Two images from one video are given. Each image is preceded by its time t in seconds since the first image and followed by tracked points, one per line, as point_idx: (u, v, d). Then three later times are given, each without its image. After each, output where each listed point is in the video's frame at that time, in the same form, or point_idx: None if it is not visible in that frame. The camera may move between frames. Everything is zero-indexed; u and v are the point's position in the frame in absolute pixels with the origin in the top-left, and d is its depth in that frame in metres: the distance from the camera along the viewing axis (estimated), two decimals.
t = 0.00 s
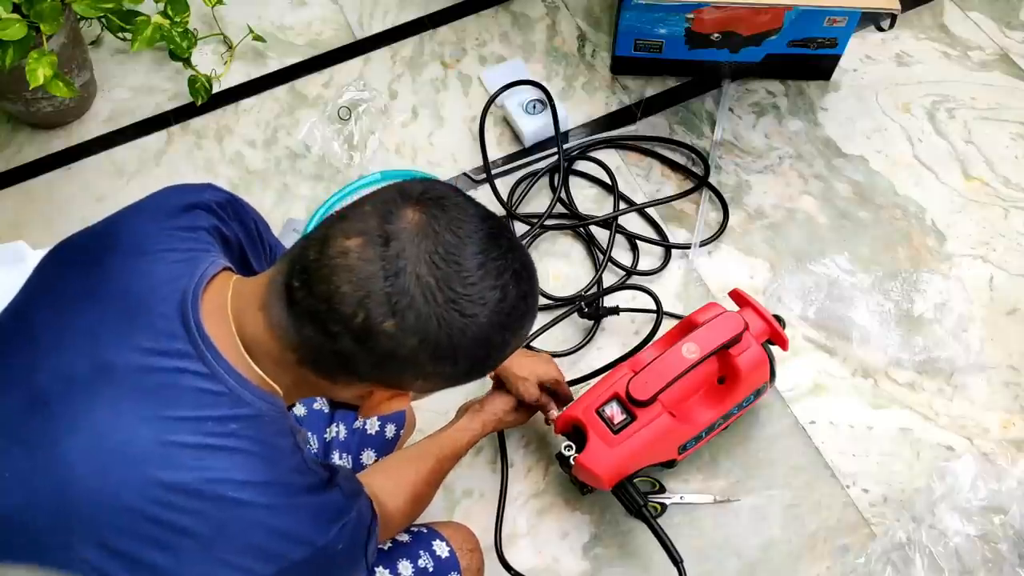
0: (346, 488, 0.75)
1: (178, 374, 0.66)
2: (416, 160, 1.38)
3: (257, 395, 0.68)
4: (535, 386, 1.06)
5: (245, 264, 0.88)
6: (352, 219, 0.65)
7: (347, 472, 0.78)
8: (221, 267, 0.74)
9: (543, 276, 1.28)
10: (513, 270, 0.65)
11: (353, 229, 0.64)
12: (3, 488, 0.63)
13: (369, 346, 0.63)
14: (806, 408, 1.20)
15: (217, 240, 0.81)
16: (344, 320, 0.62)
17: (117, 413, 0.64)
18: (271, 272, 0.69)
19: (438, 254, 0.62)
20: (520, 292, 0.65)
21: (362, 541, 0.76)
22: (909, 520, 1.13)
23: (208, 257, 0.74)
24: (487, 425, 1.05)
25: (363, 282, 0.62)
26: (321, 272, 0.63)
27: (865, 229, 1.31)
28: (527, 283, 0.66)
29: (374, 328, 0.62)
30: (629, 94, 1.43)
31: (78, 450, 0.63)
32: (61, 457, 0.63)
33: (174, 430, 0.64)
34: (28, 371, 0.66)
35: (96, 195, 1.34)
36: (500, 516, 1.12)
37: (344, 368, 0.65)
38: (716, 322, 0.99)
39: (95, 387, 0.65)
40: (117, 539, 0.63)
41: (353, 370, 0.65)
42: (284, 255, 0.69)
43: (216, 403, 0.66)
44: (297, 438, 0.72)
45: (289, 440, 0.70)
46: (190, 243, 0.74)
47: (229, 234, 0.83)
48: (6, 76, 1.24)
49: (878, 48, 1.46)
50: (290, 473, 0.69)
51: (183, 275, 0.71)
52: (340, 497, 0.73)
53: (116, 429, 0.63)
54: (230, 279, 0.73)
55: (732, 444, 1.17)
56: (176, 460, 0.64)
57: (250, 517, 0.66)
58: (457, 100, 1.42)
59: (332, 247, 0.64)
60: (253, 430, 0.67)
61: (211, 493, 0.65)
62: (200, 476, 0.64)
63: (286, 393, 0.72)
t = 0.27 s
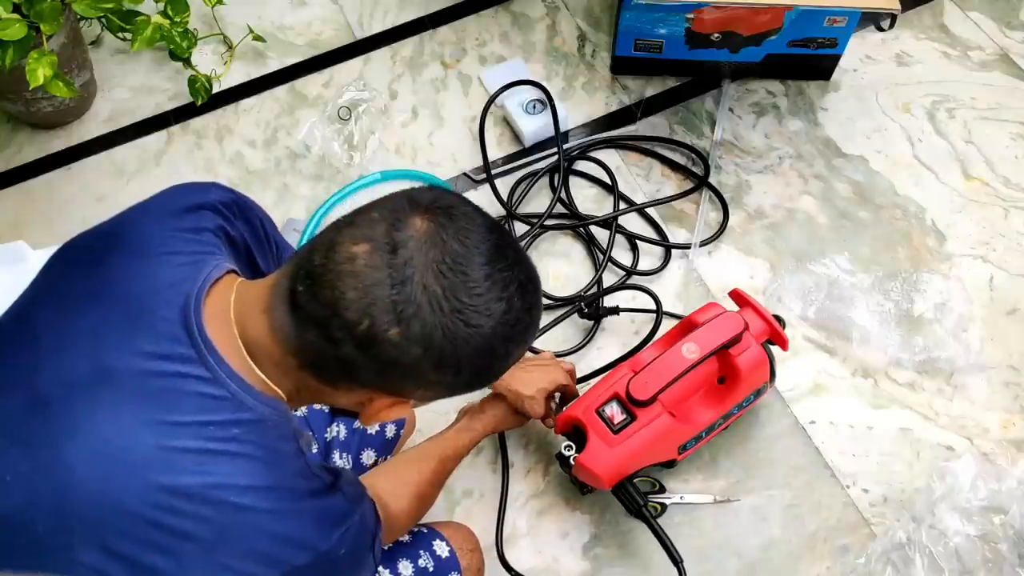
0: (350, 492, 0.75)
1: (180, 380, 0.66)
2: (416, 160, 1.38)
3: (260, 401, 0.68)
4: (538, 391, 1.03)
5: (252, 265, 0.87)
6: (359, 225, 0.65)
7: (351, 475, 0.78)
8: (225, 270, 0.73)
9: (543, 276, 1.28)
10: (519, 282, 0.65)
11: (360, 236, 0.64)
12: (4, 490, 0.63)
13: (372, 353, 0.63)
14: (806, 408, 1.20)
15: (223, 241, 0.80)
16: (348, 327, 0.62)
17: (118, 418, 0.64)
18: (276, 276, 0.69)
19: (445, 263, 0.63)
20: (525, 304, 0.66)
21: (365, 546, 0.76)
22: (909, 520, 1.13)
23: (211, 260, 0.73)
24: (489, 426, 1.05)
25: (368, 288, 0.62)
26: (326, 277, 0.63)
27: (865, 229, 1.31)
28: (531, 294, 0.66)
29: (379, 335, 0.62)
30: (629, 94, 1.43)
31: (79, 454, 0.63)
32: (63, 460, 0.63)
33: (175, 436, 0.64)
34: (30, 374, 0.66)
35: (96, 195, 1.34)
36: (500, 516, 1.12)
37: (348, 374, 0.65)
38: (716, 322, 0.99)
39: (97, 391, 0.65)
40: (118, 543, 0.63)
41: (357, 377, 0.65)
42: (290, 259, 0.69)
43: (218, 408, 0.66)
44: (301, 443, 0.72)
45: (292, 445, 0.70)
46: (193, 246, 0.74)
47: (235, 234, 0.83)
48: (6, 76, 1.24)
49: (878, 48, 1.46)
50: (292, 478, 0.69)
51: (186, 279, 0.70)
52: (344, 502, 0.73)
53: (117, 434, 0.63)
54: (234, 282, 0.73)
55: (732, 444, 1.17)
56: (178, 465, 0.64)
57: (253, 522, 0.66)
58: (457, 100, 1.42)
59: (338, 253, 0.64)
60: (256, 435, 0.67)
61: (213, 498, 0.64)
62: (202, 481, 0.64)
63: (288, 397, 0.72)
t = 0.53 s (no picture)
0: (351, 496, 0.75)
1: (185, 381, 0.66)
2: (416, 160, 1.38)
3: (263, 403, 0.68)
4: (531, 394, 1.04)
5: (256, 271, 0.87)
6: (366, 227, 0.65)
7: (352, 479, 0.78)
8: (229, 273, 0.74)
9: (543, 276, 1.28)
10: (525, 281, 0.66)
11: (370, 238, 0.64)
12: (4, 492, 0.62)
13: (381, 354, 0.63)
14: (806, 408, 1.20)
15: (227, 245, 0.81)
16: (357, 327, 0.63)
17: (123, 420, 0.64)
18: (282, 280, 0.69)
19: (454, 264, 0.63)
20: (531, 304, 0.66)
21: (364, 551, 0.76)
22: (909, 520, 1.13)
23: (215, 264, 0.74)
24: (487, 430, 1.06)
25: (377, 291, 0.62)
26: (334, 278, 0.63)
27: (866, 229, 1.31)
28: (536, 293, 0.67)
29: (389, 336, 0.62)
30: (629, 94, 1.43)
31: (83, 455, 0.62)
32: (66, 462, 0.62)
33: (180, 437, 0.64)
34: (32, 376, 0.66)
35: (96, 195, 1.34)
36: (500, 516, 1.12)
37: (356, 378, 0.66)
38: (716, 322, 0.99)
39: (102, 392, 0.64)
40: (120, 546, 0.62)
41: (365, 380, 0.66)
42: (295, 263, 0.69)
43: (222, 410, 0.66)
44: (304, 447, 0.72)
45: (295, 448, 0.70)
46: (197, 249, 0.75)
47: (239, 239, 0.83)
48: (6, 77, 1.24)
49: (878, 48, 1.46)
50: (295, 481, 0.69)
51: (189, 282, 0.71)
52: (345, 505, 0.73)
53: (122, 435, 0.63)
54: (238, 285, 0.74)
55: (732, 444, 1.17)
56: (183, 466, 0.64)
57: (257, 525, 0.66)
58: (457, 100, 1.42)
59: (346, 255, 0.64)
60: (259, 438, 0.67)
61: (217, 500, 0.64)
62: (207, 483, 0.64)
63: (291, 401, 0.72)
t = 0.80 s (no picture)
0: (358, 496, 0.75)
1: (192, 384, 0.66)
2: (416, 160, 1.38)
3: (271, 406, 0.68)
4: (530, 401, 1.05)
5: (259, 273, 0.87)
6: (377, 229, 0.65)
7: (356, 478, 0.78)
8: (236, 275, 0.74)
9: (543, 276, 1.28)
10: (533, 281, 0.67)
11: (382, 240, 0.64)
12: (11, 493, 0.63)
13: (393, 356, 0.63)
14: (806, 408, 1.20)
15: (230, 247, 0.80)
16: (369, 329, 0.63)
17: (130, 423, 0.64)
18: (291, 282, 0.69)
19: (466, 265, 0.63)
20: (540, 304, 0.67)
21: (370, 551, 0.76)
22: (909, 520, 1.13)
23: (221, 265, 0.74)
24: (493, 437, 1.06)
25: (389, 293, 0.62)
26: (346, 280, 0.63)
27: (866, 229, 1.31)
28: (543, 293, 0.68)
29: (402, 338, 0.63)
30: (629, 94, 1.43)
31: (90, 458, 0.63)
32: (73, 464, 0.62)
33: (187, 440, 0.64)
34: (38, 378, 0.66)
35: (96, 195, 1.34)
36: (500, 516, 1.12)
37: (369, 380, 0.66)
38: (716, 322, 0.99)
39: (108, 395, 0.65)
40: (129, 548, 0.63)
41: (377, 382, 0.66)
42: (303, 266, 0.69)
43: (230, 413, 0.66)
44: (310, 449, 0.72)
45: (302, 449, 0.70)
46: (203, 251, 0.74)
47: (242, 241, 0.83)
48: (6, 77, 1.24)
49: (878, 48, 1.46)
50: (302, 483, 0.69)
51: (196, 284, 0.71)
52: (352, 506, 0.73)
53: (129, 438, 0.63)
54: (244, 287, 0.74)
55: (732, 444, 1.17)
56: (190, 470, 0.64)
57: (265, 527, 0.66)
58: (457, 100, 1.42)
59: (358, 258, 0.64)
60: (267, 440, 0.67)
61: (225, 502, 0.65)
62: (214, 486, 0.64)
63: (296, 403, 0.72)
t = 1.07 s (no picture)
0: (358, 495, 0.74)
1: (195, 382, 0.66)
2: (416, 160, 1.38)
3: (274, 403, 0.68)
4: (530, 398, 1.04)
5: (260, 270, 0.87)
6: (379, 219, 0.65)
7: (357, 478, 0.78)
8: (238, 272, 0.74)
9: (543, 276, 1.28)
10: (536, 259, 0.67)
11: (387, 228, 0.64)
12: (13, 491, 0.63)
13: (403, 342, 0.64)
14: (806, 408, 1.20)
15: (232, 245, 0.80)
16: (378, 317, 0.63)
17: (133, 420, 0.64)
18: (294, 278, 0.69)
19: (471, 247, 0.64)
20: (544, 281, 0.68)
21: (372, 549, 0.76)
22: (909, 520, 1.13)
23: (223, 263, 0.74)
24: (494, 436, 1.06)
25: (395, 281, 0.62)
26: (351, 269, 0.63)
27: (866, 229, 1.31)
28: (546, 269, 0.69)
29: (412, 323, 0.63)
30: (629, 94, 1.43)
31: (93, 455, 0.63)
32: (76, 462, 0.62)
33: (191, 438, 0.64)
34: (41, 376, 0.66)
35: (96, 195, 1.34)
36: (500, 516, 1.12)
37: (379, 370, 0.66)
38: (716, 322, 0.99)
39: (110, 392, 0.65)
40: (132, 546, 0.63)
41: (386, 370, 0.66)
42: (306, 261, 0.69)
43: (232, 410, 0.66)
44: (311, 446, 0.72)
45: (303, 447, 0.70)
46: (205, 249, 0.74)
47: (243, 239, 0.83)
48: (6, 77, 1.24)
49: (878, 48, 1.46)
50: (304, 481, 0.69)
51: (198, 282, 0.71)
52: (353, 503, 0.73)
53: (131, 436, 0.63)
54: (246, 284, 0.73)
55: (732, 444, 1.17)
56: (192, 468, 0.64)
57: (267, 525, 0.66)
58: (457, 100, 1.42)
59: (362, 247, 0.64)
60: (269, 438, 0.67)
61: (227, 500, 0.65)
62: (217, 484, 0.65)
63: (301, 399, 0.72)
